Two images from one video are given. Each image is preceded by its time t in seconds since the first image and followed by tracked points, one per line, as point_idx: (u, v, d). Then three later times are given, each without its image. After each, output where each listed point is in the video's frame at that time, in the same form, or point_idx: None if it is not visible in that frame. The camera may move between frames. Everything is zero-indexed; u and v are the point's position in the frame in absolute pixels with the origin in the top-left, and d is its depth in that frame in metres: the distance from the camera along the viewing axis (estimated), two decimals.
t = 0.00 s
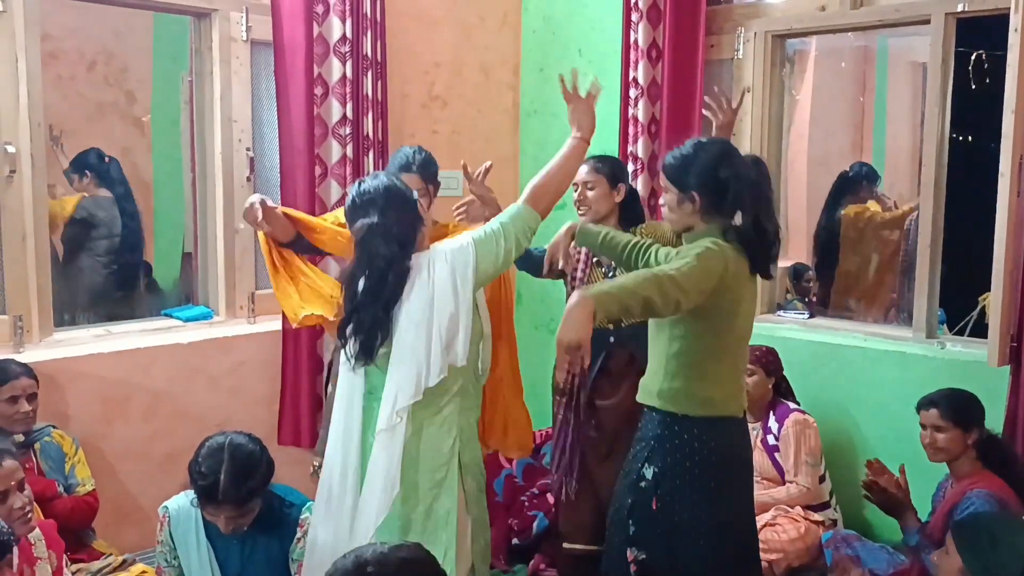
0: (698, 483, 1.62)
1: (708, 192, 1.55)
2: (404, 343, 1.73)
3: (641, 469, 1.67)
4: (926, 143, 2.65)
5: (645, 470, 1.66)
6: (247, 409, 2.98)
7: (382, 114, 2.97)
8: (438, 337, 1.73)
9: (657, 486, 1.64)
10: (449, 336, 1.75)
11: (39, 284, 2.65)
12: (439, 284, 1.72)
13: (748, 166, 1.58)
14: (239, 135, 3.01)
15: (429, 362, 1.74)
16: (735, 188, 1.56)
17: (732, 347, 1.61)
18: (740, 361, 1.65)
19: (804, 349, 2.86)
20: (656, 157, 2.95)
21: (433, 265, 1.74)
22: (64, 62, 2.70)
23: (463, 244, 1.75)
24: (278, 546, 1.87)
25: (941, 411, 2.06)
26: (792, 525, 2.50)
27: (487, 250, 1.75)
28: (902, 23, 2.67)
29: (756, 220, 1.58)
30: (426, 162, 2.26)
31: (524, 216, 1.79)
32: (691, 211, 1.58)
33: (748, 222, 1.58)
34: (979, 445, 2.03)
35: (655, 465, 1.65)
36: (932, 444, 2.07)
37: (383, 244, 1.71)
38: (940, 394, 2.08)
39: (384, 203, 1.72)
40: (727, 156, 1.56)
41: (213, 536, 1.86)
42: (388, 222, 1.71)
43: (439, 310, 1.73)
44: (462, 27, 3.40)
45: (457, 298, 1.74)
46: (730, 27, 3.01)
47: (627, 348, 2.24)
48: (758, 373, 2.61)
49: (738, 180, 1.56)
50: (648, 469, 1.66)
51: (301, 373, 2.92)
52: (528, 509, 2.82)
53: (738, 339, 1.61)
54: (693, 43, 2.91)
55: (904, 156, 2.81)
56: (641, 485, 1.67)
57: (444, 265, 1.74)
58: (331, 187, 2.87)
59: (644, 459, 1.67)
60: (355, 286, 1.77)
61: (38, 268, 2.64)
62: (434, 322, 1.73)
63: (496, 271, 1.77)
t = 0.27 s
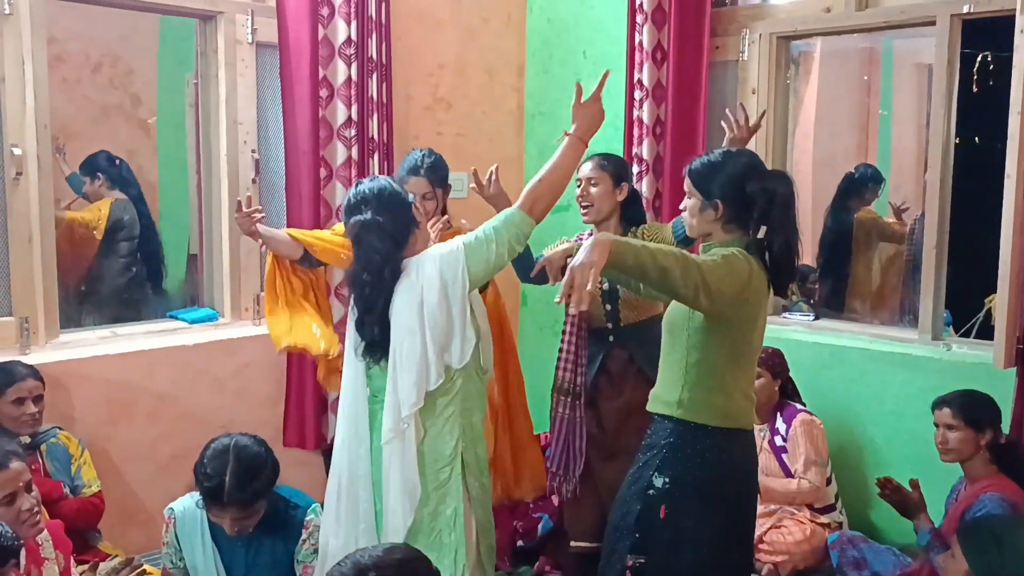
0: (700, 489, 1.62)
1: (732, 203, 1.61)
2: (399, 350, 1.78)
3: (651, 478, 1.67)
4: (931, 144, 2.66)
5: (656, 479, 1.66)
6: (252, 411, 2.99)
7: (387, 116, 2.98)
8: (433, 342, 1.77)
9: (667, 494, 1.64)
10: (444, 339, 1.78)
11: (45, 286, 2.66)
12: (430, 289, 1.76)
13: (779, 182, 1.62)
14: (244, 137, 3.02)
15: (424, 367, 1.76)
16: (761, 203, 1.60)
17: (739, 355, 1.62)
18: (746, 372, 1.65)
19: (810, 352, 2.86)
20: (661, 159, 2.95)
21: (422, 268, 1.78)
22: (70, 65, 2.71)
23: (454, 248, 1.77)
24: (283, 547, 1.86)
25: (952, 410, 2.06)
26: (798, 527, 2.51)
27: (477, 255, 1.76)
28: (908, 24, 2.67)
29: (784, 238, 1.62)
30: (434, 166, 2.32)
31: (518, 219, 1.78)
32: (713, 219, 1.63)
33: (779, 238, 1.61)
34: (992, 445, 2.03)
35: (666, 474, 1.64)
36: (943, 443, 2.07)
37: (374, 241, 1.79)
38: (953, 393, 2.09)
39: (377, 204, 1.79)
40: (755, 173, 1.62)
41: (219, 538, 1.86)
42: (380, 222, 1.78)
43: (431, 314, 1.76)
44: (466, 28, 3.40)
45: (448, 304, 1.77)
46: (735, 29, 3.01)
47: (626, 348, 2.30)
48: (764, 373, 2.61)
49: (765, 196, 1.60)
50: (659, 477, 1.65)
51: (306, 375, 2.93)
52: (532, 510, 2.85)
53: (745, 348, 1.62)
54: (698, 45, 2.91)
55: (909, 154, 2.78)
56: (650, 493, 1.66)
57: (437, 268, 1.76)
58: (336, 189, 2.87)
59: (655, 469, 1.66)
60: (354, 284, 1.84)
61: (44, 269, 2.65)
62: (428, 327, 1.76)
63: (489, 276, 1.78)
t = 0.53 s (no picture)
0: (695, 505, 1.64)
1: (736, 216, 1.61)
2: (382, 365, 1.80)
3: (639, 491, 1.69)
4: (932, 147, 2.66)
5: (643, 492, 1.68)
6: (253, 413, 2.99)
7: (388, 118, 2.98)
8: (415, 356, 1.77)
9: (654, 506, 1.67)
10: (424, 354, 1.78)
11: (47, 288, 2.66)
12: (410, 304, 1.76)
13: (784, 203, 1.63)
14: (245, 140, 3.02)
15: (404, 380, 1.78)
16: (764, 220, 1.61)
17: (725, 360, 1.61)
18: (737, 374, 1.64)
19: (811, 354, 2.86)
20: (662, 161, 2.95)
21: (402, 281, 1.78)
22: (72, 67, 2.71)
23: (436, 260, 1.77)
24: (283, 549, 1.86)
25: (970, 408, 2.07)
26: (799, 530, 2.47)
27: (460, 266, 1.76)
28: (909, 26, 2.67)
29: (784, 256, 1.63)
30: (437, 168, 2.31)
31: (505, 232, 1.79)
32: (714, 227, 1.63)
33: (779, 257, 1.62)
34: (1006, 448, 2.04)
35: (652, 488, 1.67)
36: (957, 440, 2.08)
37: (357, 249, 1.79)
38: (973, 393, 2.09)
39: (367, 209, 1.80)
40: (765, 190, 1.62)
41: (219, 540, 1.86)
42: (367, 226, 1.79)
43: (413, 330, 1.76)
44: (467, 31, 3.40)
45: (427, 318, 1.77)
46: (735, 31, 3.01)
47: (618, 348, 2.28)
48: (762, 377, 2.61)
49: (770, 214, 1.61)
50: (645, 491, 1.68)
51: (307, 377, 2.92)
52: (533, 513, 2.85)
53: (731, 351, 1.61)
54: (699, 48, 2.91)
55: (911, 159, 2.79)
56: (638, 505, 1.69)
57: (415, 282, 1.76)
58: (337, 191, 2.87)
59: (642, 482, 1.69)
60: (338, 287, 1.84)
61: (45, 271, 2.65)
62: (408, 343, 1.77)
63: (471, 289, 1.78)
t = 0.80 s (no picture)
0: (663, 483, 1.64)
1: (739, 209, 1.60)
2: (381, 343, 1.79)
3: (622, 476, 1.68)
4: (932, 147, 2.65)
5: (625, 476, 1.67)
6: (253, 412, 2.99)
7: (388, 117, 2.98)
8: (412, 339, 1.76)
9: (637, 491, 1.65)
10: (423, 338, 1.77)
11: (46, 286, 2.66)
12: (411, 283, 1.76)
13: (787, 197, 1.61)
14: (246, 139, 3.02)
15: (401, 365, 1.76)
16: (767, 213, 1.60)
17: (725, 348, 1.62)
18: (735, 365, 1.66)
19: (811, 353, 2.86)
20: (662, 161, 2.95)
21: (408, 259, 1.78)
22: (72, 65, 2.71)
23: (438, 241, 1.76)
24: (282, 548, 1.85)
25: (979, 405, 2.07)
26: (798, 530, 2.50)
27: (457, 248, 1.74)
28: (910, 26, 2.67)
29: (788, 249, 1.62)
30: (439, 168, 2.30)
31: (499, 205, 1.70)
32: (716, 221, 1.62)
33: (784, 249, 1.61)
34: (1014, 449, 2.04)
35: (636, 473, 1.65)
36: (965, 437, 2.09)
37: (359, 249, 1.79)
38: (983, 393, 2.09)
39: (372, 207, 1.81)
40: (769, 182, 1.60)
41: (219, 539, 1.86)
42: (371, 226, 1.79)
43: (412, 314, 1.75)
44: (468, 30, 3.40)
45: (427, 300, 1.75)
46: (736, 31, 3.01)
47: (620, 345, 2.31)
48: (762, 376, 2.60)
49: (773, 206, 1.59)
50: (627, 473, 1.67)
51: (306, 376, 2.90)
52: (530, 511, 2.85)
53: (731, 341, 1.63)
54: (700, 47, 2.91)
55: (911, 157, 2.78)
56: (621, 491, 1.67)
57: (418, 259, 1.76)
58: (337, 190, 2.87)
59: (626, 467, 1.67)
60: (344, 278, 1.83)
61: (44, 270, 2.65)
62: (407, 325, 1.76)
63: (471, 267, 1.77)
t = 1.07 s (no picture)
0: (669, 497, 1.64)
1: (736, 219, 1.62)
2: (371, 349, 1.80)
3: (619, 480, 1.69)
4: (932, 151, 2.66)
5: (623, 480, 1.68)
6: (253, 414, 2.99)
7: (388, 119, 2.99)
8: (401, 342, 1.77)
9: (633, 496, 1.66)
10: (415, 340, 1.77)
11: (47, 288, 2.67)
12: (403, 288, 1.77)
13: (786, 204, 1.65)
14: (246, 141, 3.02)
15: (392, 366, 1.77)
16: (765, 221, 1.62)
17: (725, 355, 1.61)
18: (735, 374, 1.65)
19: (813, 356, 2.86)
20: (662, 163, 2.95)
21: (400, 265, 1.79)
22: (72, 67, 2.71)
23: (425, 247, 1.78)
24: (283, 551, 1.86)
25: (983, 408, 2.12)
26: (799, 533, 2.52)
27: (449, 250, 1.76)
28: (910, 29, 2.67)
29: (787, 257, 1.65)
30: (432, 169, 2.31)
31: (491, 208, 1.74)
32: (713, 230, 1.63)
33: (782, 259, 1.64)
34: (1014, 449, 2.08)
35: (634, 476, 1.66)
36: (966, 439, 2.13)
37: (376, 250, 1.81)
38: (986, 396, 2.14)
39: (377, 210, 1.83)
40: (765, 193, 1.62)
41: (219, 541, 1.86)
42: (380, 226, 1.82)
43: (403, 317, 1.76)
44: (468, 33, 3.41)
45: (418, 302, 1.76)
46: (736, 33, 3.01)
47: (623, 351, 2.32)
48: (765, 380, 2.61)
49: (770, 215, 1.62)
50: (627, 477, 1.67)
51: (306, 378, 2.91)
52: (531, 514, 2.83)
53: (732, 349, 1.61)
54: (700, 51, 2.91)
55: (910, 160, 2.78)
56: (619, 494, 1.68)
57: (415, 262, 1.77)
58: (337, 192, 2.87)
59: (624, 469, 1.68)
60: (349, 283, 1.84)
61: (45, 271, 2.65)
62: (399, 329, 1.77)
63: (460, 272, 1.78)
